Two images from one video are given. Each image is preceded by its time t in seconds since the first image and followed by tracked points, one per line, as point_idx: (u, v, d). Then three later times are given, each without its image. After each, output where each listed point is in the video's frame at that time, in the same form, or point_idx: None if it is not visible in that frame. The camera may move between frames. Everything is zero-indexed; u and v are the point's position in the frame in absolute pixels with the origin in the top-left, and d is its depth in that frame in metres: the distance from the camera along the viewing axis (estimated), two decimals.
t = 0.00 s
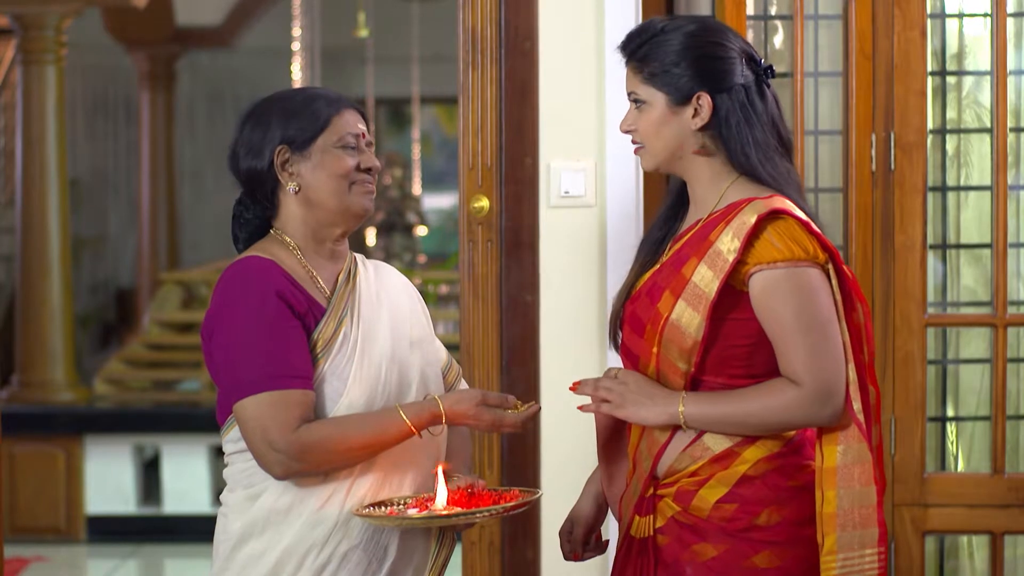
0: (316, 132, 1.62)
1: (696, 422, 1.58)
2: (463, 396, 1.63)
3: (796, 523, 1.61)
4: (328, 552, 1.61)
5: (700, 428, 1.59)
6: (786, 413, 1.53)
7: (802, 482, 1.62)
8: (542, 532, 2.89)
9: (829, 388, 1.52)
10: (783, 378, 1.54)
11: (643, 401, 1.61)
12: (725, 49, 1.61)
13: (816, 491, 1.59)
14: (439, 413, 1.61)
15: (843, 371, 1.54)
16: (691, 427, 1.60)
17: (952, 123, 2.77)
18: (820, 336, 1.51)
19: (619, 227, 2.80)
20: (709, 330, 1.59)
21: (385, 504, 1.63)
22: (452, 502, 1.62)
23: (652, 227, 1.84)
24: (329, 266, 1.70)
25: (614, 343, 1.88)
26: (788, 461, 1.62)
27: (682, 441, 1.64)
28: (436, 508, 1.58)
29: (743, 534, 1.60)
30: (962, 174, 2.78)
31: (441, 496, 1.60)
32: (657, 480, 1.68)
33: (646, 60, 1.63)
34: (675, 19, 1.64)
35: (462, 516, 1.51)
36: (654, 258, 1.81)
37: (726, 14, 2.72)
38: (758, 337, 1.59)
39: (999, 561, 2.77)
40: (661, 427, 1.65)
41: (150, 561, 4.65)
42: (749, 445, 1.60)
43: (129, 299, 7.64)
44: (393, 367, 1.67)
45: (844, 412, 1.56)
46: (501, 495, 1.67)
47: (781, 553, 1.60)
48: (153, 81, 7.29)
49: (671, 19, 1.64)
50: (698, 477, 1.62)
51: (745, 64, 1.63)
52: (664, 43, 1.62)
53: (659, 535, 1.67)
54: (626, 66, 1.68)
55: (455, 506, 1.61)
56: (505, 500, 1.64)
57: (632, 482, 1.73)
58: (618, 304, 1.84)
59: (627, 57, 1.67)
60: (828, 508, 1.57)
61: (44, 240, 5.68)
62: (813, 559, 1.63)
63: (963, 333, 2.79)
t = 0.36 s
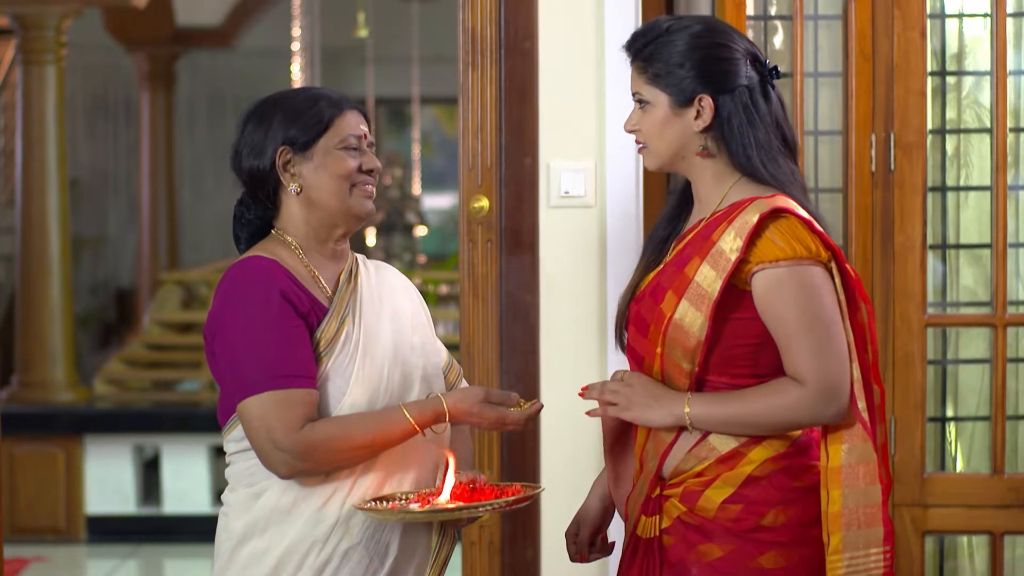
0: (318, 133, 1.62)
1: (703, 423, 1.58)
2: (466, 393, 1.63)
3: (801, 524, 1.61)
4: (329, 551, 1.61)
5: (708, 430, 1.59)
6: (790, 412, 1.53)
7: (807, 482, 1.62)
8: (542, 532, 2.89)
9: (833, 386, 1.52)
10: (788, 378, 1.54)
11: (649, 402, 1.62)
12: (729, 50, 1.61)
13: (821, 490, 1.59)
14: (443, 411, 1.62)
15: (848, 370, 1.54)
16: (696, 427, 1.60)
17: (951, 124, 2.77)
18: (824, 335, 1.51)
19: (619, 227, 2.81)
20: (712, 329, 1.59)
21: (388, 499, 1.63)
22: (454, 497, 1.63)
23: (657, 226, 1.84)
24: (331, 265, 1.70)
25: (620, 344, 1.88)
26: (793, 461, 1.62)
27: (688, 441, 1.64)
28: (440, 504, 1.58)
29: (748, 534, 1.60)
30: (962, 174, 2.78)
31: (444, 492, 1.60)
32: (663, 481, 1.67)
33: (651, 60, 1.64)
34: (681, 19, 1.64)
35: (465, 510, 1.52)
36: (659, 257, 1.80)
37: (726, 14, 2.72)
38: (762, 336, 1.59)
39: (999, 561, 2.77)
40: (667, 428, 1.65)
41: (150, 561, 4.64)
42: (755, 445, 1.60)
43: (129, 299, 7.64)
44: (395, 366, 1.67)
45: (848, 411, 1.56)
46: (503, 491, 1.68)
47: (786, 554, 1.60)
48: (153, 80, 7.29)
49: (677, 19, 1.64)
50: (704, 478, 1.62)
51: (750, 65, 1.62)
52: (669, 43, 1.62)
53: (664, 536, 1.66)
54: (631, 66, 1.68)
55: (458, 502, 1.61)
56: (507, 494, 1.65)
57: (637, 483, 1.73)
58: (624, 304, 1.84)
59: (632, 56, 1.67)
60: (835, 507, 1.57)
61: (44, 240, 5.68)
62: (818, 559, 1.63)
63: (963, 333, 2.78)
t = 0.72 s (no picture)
0: (319, 134, 1.63)
1: (707, 423, 1.59)
2: (468, 388, 1.63)
3: (804, 524, 1.61)
4: (331, 551, 1.61)
5: (712, 429, 1.59)
6: (795, 411, 1.53)
7: (811, 483, 1.62)
8: (542, 532, 2.89)
9: (836, 386, 1.52)
10: (791, 377, 1.54)
11: (653, 403, 1.62)
12: (734, 50, 1.61)
13: (825, 490, 1.59)
14: (445, 408, 1.62)
15: (852, 369, 1.54)
16: (700, 427, 1.60)
17: (952, 124, 2.77)
18: (827, 334, 1.51)
19: (619, 227, 2.81)
20: (715, 329, 1.59)
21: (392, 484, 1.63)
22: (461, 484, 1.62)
23: (660, 226, 1.84)
24: (333, 265, 1.70)
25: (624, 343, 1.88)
26: (797, 462, 1.62)
27: (691, 441, 1.64)
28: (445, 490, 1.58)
29: (751, 534, 1.60)
30: (962, 174, 2.78)
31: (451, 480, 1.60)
32: (667, 481, 1.68)
33: (656, 61, 1.63)
34: (684, 19, 1.64)
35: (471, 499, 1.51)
36: (662, 257, 1.80)
37: (726, 14, 2.72)
38: (766, 336, 1.59)
39: (999, 561, 2.78)
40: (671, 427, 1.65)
41: (150, 561, 4.64)
42: (759, 445, 1.60)
43: (129, 299, 7.65)
44: (397, 365, 1.67)
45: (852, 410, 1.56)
46: (508, 479, 1.67)
47: (790, 554, 1.60)
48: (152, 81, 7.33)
49: (682, 19, 1.64)
50: (708, 478, 1.62)
51: (754, 65, 1.62)
52: (675, 44, 1.62)
53: (668, 536, 1.66)
54: (635, 65, 1.68)
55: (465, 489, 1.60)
56: (513, 483, 1.64)
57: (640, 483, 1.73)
58: (627, 304, 1.84)
59: (637, 56, 1.67)
60: (837, 507, 1.57)
61: (44, 240, 5.68)
62: (820, 559, 1.63)
63: (963, 333, 2.78)
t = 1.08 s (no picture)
0: (324, 140, 1.62)
1: (707, 423, 1.58)
2: (466, 386, 1.63)
3: (804, 525, 1.61)
4: (330, 551, 1.61)
5: (711, 429, 1.59)
6: (796, 413, 1.53)
7: (811, 483, 1.62)
8: (542, 532, 2.89)
9: (837, 387, 1.52)
10: (793, 378, 1.54)
11: (654, 402, 1.62)
12: (738, 51, 1.61)
13: (825, 491, 1.59)
14: (443, 405, 1.62)
15: (853, 370, 1.54)
16: (700, 428, 1.60)
17: (952, 124, 2.77)
18: (829, 335, 1.51)
19: (619, 227, 2.81)
20: (717, 329, 1.59)
21: (390, 479, 1.63)
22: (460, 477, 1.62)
23: (662, 225, 1.84)
24: (333, 266, 1.70)
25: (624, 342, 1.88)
26: (797, 461, 1.62)
27: (691, 441, 1.64)
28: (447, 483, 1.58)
29: (751, 534, 1.60)
30: (962, 174, 2.77)
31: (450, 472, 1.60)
32: (666, 481, 1.68)
33: (660, 61, 1.63)
34: (689, 19, 1.64)
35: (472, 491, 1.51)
36: (663, 256, 1.80)
37: (726, 15, 2.72)
38: (767, 336, 1.59)
39: (999, 561, 2.77)
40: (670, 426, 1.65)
41: (150, 561, 4.64)
42: (758, 445, 1.60)
43: (129, 299, 7.65)
44: (396, 365, 1.68)
45: (853, 411, 1.56)
46: (507, 471, 1.68)
47: (790, 554, 1.60)
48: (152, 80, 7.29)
49: (686, 19, 1.64)
50: (707, 477, 1.62)
51: (758, 66, 1.62)
52: (680, 43, 1.61)
53: (668, 536, 1.66)
54: (638, 65, 1.68)
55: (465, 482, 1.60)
56: (512, 475, 1.65)
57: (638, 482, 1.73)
58: (627, 304, 1.84)
59: (640, 56, 1.67)
60: (837, 508, 1.57)
61: (44, 240, 5.68)
62: (820, 559, 1.63)
63: (963, 333, 2.78)
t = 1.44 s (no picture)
0: (323, 138, 1.62)
1: (704, 423, 1.59)
2: (466, 398, 1.63)
3: (800, 525, 1.61)
4: (329, 552, 1.61)
5: (708, 430, 1.59)
6: (794, 414, 1.53)
7: (807, 483, 1.62)
8: (542, 532, 2.89)
9: (835, 387, 1.52)
10: (791, 378, 1.54)
11: (651, 402, 1.62)
12: (737, 50, 1.60)
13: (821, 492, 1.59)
14: (442, 415, 1.61)
15: (851, 371, 1.54)
16: (697, 428, 1.60)
17: (951, 123, 2.77)
18: (828, 336, 1.51)
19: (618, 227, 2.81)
20: (715, 329, 1.59)
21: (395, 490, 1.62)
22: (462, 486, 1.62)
23: (661, 224, 1.83)
24: (333, 266, 1.71)
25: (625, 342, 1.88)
26: (793, 461, 1.61)
27: (687, 441, 1.63)
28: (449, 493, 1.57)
29: (748, 533, 1.60)
30: (961, 174, 2.78)
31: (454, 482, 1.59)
32: (663, 480, 1.68)
33: (660, 61, 1.63)
34: (688, 19, 1.63)
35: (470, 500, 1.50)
36: (663, 254, 1.80)
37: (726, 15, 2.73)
38: (766, 336, 1.59)
39: (999, 561, 2.77)
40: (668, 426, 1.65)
41: (150, 561, 4.64)
42: (755, 444, 1.60)
43: (129, 299, 7.65)
44: (397, 367, 1.67)
45: (851, 412, 1.56)
46: (512, 481, 1.66)
47: (786, 553, 1.60)
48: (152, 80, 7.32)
49: (686, 19, 1.64)
50: (704, 477, 1.62)
51: (758, 66, 1.62)
52: (680, 43, 1.61)
53: (665, 535, 1.67)
54: (638, 65, 1.68)
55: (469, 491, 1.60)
56: (516, 485, 1.64)
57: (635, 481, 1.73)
58: (625, 303, 1.84)
59: (639, 56, 1.66)
60: (834, 509, 1.57)
61: (44, 240, 5.68)
62: (817, 559, 1.63)
63: (963, 333, 2.78)
